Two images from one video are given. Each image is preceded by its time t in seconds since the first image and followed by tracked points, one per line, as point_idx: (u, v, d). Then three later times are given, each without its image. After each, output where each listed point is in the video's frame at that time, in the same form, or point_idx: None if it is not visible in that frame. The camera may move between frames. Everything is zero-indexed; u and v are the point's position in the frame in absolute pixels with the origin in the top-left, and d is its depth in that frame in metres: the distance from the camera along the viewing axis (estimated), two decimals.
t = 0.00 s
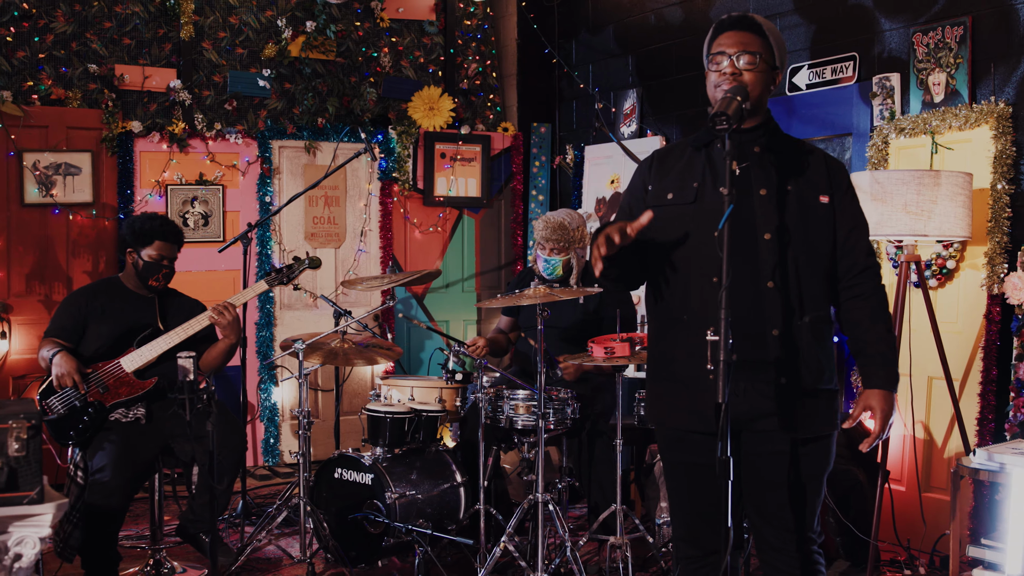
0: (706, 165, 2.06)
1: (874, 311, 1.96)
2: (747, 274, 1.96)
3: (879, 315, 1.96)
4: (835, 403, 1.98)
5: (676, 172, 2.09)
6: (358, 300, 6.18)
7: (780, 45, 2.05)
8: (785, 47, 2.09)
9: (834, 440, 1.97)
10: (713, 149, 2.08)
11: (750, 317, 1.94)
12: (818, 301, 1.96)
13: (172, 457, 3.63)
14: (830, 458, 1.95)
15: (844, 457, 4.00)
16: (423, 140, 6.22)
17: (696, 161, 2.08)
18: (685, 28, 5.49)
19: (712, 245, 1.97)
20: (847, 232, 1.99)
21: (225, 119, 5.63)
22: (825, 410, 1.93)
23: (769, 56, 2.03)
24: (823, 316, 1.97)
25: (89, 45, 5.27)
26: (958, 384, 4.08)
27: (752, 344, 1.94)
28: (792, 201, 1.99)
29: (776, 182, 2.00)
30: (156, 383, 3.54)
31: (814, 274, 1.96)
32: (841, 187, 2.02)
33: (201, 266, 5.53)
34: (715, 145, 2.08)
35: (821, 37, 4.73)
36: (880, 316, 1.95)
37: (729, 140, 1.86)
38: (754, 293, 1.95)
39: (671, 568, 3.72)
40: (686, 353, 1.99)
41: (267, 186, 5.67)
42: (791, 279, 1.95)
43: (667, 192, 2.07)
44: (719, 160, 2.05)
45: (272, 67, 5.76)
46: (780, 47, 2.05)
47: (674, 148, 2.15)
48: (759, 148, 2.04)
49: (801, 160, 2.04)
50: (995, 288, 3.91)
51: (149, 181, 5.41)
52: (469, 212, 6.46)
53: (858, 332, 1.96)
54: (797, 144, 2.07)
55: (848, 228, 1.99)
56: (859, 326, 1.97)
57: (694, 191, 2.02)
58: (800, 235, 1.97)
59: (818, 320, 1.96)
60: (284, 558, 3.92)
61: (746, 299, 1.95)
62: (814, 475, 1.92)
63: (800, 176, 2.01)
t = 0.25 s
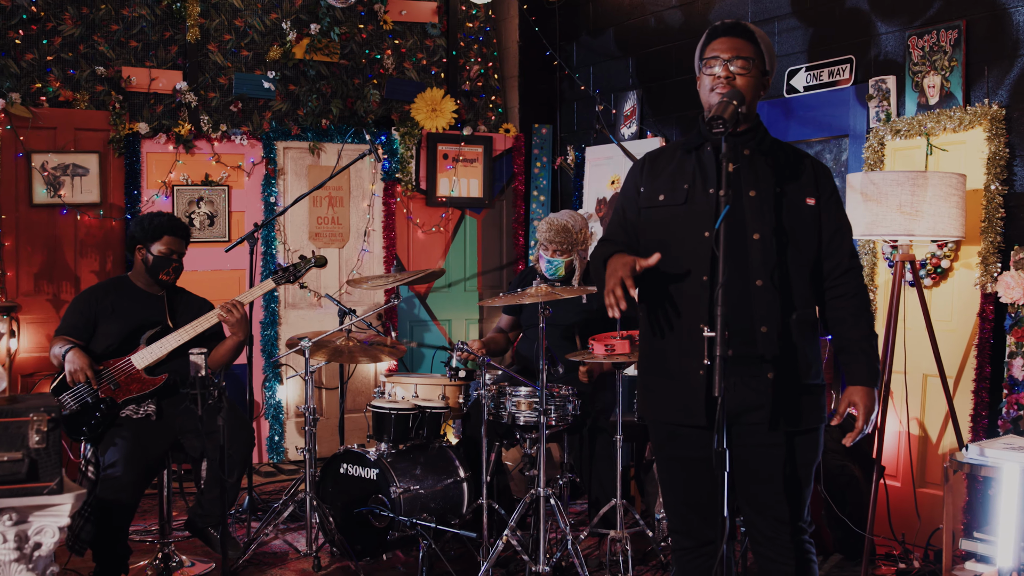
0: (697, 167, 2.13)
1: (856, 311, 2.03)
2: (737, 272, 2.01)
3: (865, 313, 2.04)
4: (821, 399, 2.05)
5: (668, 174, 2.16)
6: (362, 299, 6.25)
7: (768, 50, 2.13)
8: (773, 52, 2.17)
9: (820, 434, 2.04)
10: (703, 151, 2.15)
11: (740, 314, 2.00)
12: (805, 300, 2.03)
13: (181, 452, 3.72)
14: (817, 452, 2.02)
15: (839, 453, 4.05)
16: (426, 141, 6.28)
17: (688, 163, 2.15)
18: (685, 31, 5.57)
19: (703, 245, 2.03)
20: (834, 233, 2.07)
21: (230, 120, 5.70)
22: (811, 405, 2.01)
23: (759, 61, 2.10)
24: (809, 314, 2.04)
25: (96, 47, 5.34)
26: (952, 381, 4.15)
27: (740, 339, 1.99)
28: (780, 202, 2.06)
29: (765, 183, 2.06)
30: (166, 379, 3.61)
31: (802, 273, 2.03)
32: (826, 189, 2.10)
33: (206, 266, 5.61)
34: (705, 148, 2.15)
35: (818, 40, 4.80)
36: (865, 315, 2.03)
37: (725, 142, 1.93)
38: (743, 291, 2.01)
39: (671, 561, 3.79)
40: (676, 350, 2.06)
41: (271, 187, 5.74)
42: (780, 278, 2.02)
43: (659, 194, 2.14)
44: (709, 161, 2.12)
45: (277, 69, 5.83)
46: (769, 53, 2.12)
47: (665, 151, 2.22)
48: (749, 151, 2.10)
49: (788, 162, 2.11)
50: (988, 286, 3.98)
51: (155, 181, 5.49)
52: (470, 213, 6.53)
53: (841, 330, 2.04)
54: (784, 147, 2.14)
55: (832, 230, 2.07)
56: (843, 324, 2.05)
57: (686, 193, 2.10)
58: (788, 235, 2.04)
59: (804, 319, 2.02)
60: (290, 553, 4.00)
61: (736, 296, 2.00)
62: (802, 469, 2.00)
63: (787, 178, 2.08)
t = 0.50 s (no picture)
0: (694, 167, 2.20)
1: (853, 305, 2.12)
2: (731, 269, 2.09)
3: (857, 308, 2.12)
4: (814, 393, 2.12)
5: (665, 174, 2.23)
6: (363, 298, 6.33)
7: (764, 54, 2.20)
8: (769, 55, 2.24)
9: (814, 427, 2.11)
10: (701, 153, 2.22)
11: (734, 309, 2.08)
12: (798, 296, 2.11)
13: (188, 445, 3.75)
14: (811, 444, 2.10)
15: (833, 449, 4.17)
16: (427, 142, 6.36)
17: (685, 164, 2.22)
18: (683, 33, 5.64)
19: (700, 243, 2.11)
20: (828, 231, 2.15)
21: (234, 121, 5.78)
22: (805, 398, 2.08)
23: (755, 65, 2.17)
24: (804, 309, 2.12)
25: (102, 49, 5.42)
26: (943, 378, 4.23)
27: (736, 333, 2.07)
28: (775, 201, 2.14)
29: (761, 183, 2.14)
30: (171, 374, 3.67)
31: (795, 270, 2.11)
32: (822, 189, 2.18)
33: (210, 265, 5.69)
34: (703, 149, 2.23)
35: (813, 43, 4.88)
36: (859, 309, 2.12)
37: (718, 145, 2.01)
38: (739, 288, 2.08)
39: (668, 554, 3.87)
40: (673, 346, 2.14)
41: (275, 187, 5.83)
42: (774, 275, 2.09)
43: (657, 193, 2.21)
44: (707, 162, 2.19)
45: (280, 71, 5.90)
46: (764, 57, 2.19)
47: (663, 151, 2.30)
48: (745, 151, 2.17)
49: (784, 163, 2.19)
50: (980, 285, 4.06)
51: (160, 181, 5.57)
52: (471, 213, 6.60)
53: (834, 326, 2.13)
54: (781, 148, 2.22)
55: (827, 228, 2.15)
56: (838, 318, 2.13)
57: (683, 193, 2.17)
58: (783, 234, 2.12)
59: (799, 313, 2.10)
60: (294, 546, 4.08)
61: (732, 293, 2.08)
62: (797, 461, 2.07)
63: (784, 178, 2.16)
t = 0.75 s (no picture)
0: (696, 166, 2.27)
1: (858, 297, 2.20)
2: (733, 266, 2.17)
3: (861, 300, 2.20)
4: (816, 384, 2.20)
5: (668, 172, 2.31)
6: (364, 297, 6.40)
7: (762, 57, 2.24)
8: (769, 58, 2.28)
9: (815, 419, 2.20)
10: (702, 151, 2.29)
11: (735, 305, 2.16)
12: (799, 291, 2.19)
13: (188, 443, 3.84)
14: (811, 435, 2.18)
15: (825, 445, 4.25)
16: (427, 144, 6.40)
17: (688, 162, 2.30)
18: (678, 36, 5.72)
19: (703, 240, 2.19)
20: (831, 226, 2.22)
21: (236, 123, 5.86)
22: (805, 390, 2.16)
23: (753, 69, 2.22)
24: (806, 302, 2.19)
25: (106, 52, 5.49)
26: (933, 377, 4.31)
27: (739, 327, 2.15)
28: (777, 197, 2.21)
29: (764, 181, 2.22)
30: (171, 372, 3.74)
31: (796, 266, 2.19)
32: (824, 185, 2.25)
33: (212, 265, 5.76)
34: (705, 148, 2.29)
35: (807, 45, 4.95)
36: (863, 302, 2.20)
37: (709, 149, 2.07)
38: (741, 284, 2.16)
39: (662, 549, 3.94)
40: (673, 341, 2.22)
41: (275, 188, 5.89)
42: (776, 271, 2.17)
43: (661, 190, 2.29)
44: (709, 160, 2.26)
45: (281, 73, 5.98)
46: (763, 60, 2.24)
47: (668, 150, 2.38)
48: (748, 150, 2.25)
49: (786, 160, 2.26)
50: (969, 285, 4.13)
51: (163, 182, 5.65)
52: (470, 213, 6.67)
53: (842, 318, 2.20)
54: (781, 147, 2.29)
55: (831, 223, 2.23)
56: (842, 311, 2.21)
57: (685, 190, 2.24)
58: (785, 230, 2.19)
59: (801, 307, 2.18)
60: (296, 541, 4.17)
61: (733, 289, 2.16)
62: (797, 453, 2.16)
63: (786, 175, 2.24)
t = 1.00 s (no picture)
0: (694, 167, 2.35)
1: (856, 293, 2.25)
2: (729, 265, 2.25)
3: (859, 297, 2.25)
4: (815, 380, 2.27)
5: (667, 173, 2.40)
6: (363, 296, 6.48)
7: (757, 59, 2.30)
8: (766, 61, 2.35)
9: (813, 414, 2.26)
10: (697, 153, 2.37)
11: (730, 302, 2.24)
12: (795, 289, 2.25)
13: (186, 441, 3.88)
14: (808, 430, 2.24)
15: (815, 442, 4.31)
16: (423, 144, 6.46)
17: (685, 163, 2.38)
18: (673, 38, 5.78)
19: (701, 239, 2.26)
20: (829, 224, 2.28)
21: (235, 124, 5.92)
22: (802, 385, 2.22)
23: (749, 71, 2.29)
24: (803, 299, 2.25)
25: (106, 54, 5.54)
26: (922, 375, 4.38)
27: (736, 325, 2.23)
28: (774, 197, 2.28)
29: (760, 181, 2.30)
30: (169, 370, 3.80)
31: (792, 264, 2.26)
32: (822, 183, 2.31)
33: (211, 265, 5.83)
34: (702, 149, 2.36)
35: (799, 48, 5.02)
36: (862, 298, 2.24)
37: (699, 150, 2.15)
38: (737, 282, 2.24)
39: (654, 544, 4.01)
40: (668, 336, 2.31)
41: (274, 189, 5.96)
42: (773, 269, 2.24)
43: (660, 190, 2.38)
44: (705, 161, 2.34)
45: (280, 75, 6.04)
46: (760, 63, 2.30)
47: (667, 152, 2.47)
48: (744, 151, 2.33)
49: (782, 160, 2.33)
50: (956, 285, 4.20)
51: (163, 183, 5.71)
52: (466, 213, 6.73)
53: (842, 314, 2.25)
54: (776, 148, 2.35)
55: (829, 220, 2.29)
56: (841, 307, 2.26)
57: (681, 190, 2.33)
58: (781, 229, 2.26)
59: (798, 304, 2.24)
60: (294, 537, 4.23)
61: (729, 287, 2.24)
62: (794, 447, 2.21)
63: (782, 175, 2.30)
